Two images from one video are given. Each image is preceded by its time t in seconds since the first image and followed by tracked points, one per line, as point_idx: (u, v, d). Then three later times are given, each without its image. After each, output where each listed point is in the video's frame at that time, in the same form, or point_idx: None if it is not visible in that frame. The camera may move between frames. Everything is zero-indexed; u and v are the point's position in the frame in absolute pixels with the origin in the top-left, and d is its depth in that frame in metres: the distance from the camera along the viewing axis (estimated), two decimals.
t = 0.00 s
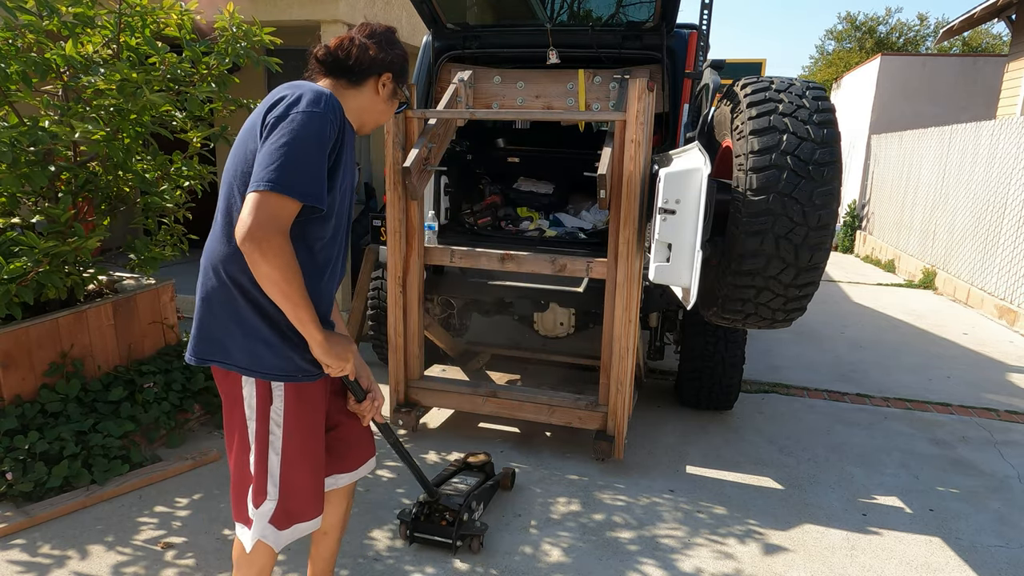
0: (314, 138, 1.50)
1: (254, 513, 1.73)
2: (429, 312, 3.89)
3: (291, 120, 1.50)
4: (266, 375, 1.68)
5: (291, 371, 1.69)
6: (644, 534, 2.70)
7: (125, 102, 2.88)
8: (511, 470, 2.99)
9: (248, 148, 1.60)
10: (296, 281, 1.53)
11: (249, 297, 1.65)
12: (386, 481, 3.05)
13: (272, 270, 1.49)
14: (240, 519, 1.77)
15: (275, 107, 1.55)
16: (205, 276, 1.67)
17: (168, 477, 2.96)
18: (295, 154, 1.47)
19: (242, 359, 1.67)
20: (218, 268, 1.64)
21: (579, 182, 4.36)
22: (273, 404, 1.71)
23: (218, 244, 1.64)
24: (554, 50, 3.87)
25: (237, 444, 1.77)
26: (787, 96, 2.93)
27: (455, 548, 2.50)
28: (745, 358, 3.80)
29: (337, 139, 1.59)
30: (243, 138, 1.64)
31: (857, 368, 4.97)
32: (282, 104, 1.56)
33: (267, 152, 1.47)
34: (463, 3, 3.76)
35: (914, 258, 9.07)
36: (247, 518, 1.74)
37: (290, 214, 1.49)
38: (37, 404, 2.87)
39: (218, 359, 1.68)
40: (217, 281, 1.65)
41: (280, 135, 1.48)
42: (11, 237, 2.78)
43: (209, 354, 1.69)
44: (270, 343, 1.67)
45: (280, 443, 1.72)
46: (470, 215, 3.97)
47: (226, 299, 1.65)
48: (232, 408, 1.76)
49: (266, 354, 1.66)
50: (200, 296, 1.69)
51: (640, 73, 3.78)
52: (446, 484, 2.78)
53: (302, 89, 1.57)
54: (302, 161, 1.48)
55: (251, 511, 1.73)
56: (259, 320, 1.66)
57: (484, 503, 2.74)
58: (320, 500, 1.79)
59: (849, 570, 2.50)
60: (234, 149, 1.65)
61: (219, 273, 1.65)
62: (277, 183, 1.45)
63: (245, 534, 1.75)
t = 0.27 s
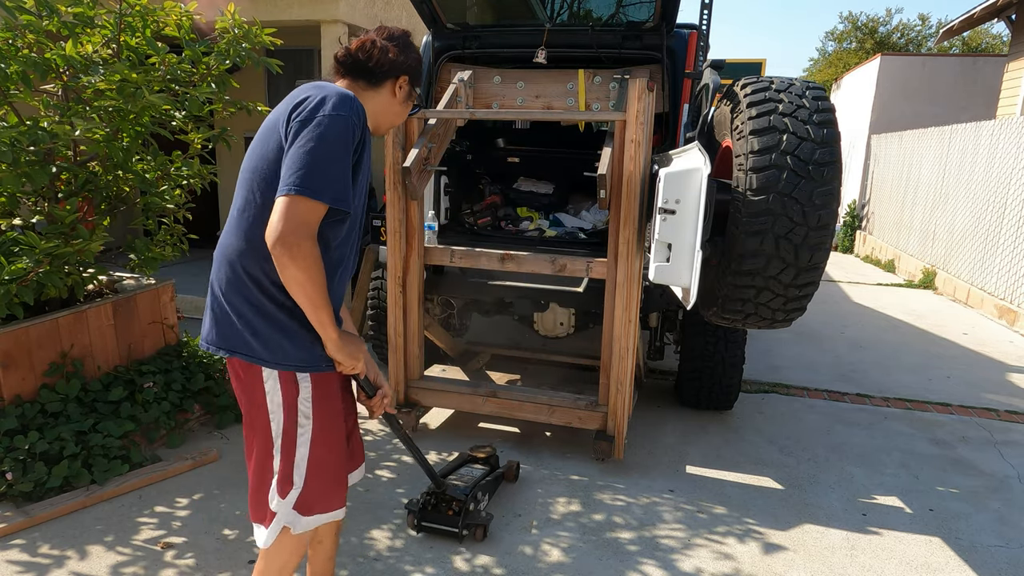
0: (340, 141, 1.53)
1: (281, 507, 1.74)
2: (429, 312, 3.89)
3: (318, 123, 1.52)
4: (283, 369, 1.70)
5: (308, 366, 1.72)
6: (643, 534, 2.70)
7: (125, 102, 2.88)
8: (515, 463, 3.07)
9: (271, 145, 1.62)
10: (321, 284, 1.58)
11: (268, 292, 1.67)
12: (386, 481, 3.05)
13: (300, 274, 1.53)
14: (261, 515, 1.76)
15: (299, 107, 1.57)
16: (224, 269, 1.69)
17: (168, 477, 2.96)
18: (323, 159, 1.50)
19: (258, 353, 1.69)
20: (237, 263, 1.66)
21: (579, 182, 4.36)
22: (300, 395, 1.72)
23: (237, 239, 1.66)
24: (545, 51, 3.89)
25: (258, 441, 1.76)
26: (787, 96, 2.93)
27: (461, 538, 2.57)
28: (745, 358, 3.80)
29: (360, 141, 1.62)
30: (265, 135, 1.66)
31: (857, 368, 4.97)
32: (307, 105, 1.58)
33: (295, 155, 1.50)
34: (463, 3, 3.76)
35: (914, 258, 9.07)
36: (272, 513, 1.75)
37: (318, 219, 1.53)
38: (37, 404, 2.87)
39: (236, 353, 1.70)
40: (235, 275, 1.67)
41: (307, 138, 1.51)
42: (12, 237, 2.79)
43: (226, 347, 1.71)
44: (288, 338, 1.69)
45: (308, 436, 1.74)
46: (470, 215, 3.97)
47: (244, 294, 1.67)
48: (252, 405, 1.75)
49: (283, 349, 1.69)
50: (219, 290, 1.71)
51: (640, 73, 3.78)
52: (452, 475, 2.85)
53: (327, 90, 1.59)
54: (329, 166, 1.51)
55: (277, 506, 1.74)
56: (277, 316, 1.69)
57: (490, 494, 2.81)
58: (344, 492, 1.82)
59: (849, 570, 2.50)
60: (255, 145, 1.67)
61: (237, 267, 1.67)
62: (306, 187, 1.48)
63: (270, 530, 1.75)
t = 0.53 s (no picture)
0: (360, 157, 1.60)
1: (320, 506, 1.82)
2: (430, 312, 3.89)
3: (339, 138, 1.58)
4: (292, 373, 1.75)
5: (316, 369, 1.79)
6: (644, 534, 2.70)
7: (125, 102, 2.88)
8: (518, 460, 3.09)
9: (286, 155, 1.66)
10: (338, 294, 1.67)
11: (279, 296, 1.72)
12: (386, 481, 3.05)
13: (320, 287, 1.62)
14: (297, 523, 1.82)
15: (319, 120, 1.62)
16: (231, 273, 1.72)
17: (168, 477, 2.96)
18: (345, 176, 1.57)
19: (266, 356, 1.74)
20: (248, 268, 1.70)
21: (579, 182, 4.37)
22: (312, 402, 1.80)
23: (248, 244, 1.70)
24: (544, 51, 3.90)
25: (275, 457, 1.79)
26: (787, 96, 2.93)
27: (463, 532, 2.60)
28: (745, 358, 3.80)
29: (376, 153, 1.69)
30: (277, 143, 1.69)
31: (857, 368, 4.97)
32: (325, 118, 1.62)
33: (317, 171, 1.56)
34: (463, 3, 3.77)
35: (914, 258, 9.07)
36: (312, 514, 1.82)
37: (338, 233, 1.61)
38: (37, 404, 2.87)
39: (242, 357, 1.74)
40: (245, 280, 1.71)
41: (329, 153, 1.57)
42: (12, 237, 2.79)
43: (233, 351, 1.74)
44: (298, 342, 1.75)
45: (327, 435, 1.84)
46: (471, 215, 3.97)
47: (254, 299, 1.72)
48: (263, 419, 1.78)
49: (292, 353, 1.75)
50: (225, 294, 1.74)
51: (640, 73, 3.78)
52: (456, 471, 2.88)
53: (346, 104, 1.64)
54: (349, 182, 1.58)
55: (315, 505, 1.82)
56: (286, 320, 1.74)
57: (493, 490, 2.83)
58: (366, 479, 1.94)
59: (849, 570, 2.50)
60: (267, 151, 1.70)
61: (248, 272, 1.70)
62: (328, 204, 1.55)
63: (312, 530, 1.83)
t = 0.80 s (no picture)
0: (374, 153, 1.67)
1: (321, 516, 1.91)
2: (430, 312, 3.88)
3: (353, 135, 1.64)
4: (312, 372, 1.80)
5: (334, 366, 1.84)
6: (644, 534, 2.70)
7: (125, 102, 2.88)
8: (518, 459, 3.09)
9: (299, 156, 1.71)
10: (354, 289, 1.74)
11: (296, 296, 1.77)
12: (386, 481, 3.05)
13: (342, 280, 1.69)
14: (297, 531, 1.90)
15: (330, 119, 1.68)
16: (247, 277, 1.75)
17: (168, 477, 2.96)
18: (362, 171, 1.64)
19: (286, 357, 1.78)
20: (264, 270, 1.74)
21: (579, 182, 4.37)
22: (329, 399, 1.88)
23: (264, 246, 1.73)
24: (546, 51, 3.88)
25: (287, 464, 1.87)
26: (787, 96, 2.93)
27: (464, 532, 2.60)
28: (745, 358, 3.80)
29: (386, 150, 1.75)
30: (287, 144, 1.73)
31: (857, 368, 4.97)
32: (337, 119, 1.68)
33: (333, 167, 1.62)
34: (463, 3, 3.77)
35: (914, 258, 9.07)
36: (311, 524, 1.90)
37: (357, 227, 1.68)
38: (37, 404, 2.87)
39: (263, 360, 1.77)
40: (262, 282, 1.74)
41: (344, 150, 1.63)
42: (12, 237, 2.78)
43: (252, 355, 1.78)
44: (315, 341, 1.80)
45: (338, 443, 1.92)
46: (470, 215, 3.97)
47: (270, 300, 1.75)
48: (280, 424, 1.85)
49: (311, 353, 1.79)
50: (241, 298, 1.76)
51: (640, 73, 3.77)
52: (456, 470, 2.88)
53: (354, 101, 1.70)
54: (366, 178, 1.65)
55: (316, 516, 1.90)
56: (303, 320, 1.79)
57: (493, 489, 2.83)
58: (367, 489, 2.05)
59: (849, 570, 2.50)
60: (276, 152, 1.74)
61: (265, 275, 1.74)
62: (349, 200, 1.61)
63: (310, 540, 1.91)
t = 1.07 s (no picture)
0: (377, 160, 1.73)
1: (347, 514, 2.00)
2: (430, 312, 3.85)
3: (357, 143, 1.70)
4: (325, 376, 1.86)
5: (345, 369, 1.89)
6: (644, 534, 2.70)
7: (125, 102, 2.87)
8: (521, 455, 3.15)
9: (304, 166, 1.77)
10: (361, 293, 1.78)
11: (307, 303, 1.83)
12: (386, 481, 3.05)
13: (353, 284, 1.75)
14: (325, 530, 1.99)
15: (332, 129, 1.73)
16: (259, 286, 1.80)
17: (168, 477, 2.96)
18: (367, 178, 1.70)
19: (299, 363, 1.83)
20: (274, 279, 1.79)
21: (579, 182, 4.38)
22: (346, 400, 1.95)
23: (273, 255, 1.79)
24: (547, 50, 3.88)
25: (311, 466, 1.94)
26: (787, 96, 2.93)
27: (469, 525, 2.66)
28: (744, 358, 3.80)
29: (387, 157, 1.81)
30: (292, 155, 1.79)
31: (857, 368, 4.97)
32: (339, 128, 1.74)
33: (339, 175, 1.68)
34: (463, 3, 3.76)
35: (914, 258, 9.07)
36: (338, 523, 1.99)
37: (364, 233, 1.74)
38: (37, 404, 2.87)
39: (277, 367, 1.83)
40: (273, 291, 1.79)
41: (349, 159, 1.69)
42: (12, 237, 2.78)
43: (267, 362, 1.83)
44: (327, 346, 1.85)
45: (358, 443, 2.00)
46: (470, 215, 3.97)
47: (282, 308, 1.80)
48: (301, 428, 1.91)
49: (322, 358, 1.85)
50: (253, 307, 1.81)
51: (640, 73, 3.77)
52: (461, 465, 2.94)
53: (355, 110, 1.76)
54: (370, 184, 1.70)
55: (342, 514, 1.99)
56: (314, 325, 1.84)
57: (497, 484, 2.89)
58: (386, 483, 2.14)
59: (849, 570, 2.50)
60: (281, 164, 1.80)
61: (275, 284, 1.79)
62: (356, 206, 1.67)
63: (338, 537, 2.00)
